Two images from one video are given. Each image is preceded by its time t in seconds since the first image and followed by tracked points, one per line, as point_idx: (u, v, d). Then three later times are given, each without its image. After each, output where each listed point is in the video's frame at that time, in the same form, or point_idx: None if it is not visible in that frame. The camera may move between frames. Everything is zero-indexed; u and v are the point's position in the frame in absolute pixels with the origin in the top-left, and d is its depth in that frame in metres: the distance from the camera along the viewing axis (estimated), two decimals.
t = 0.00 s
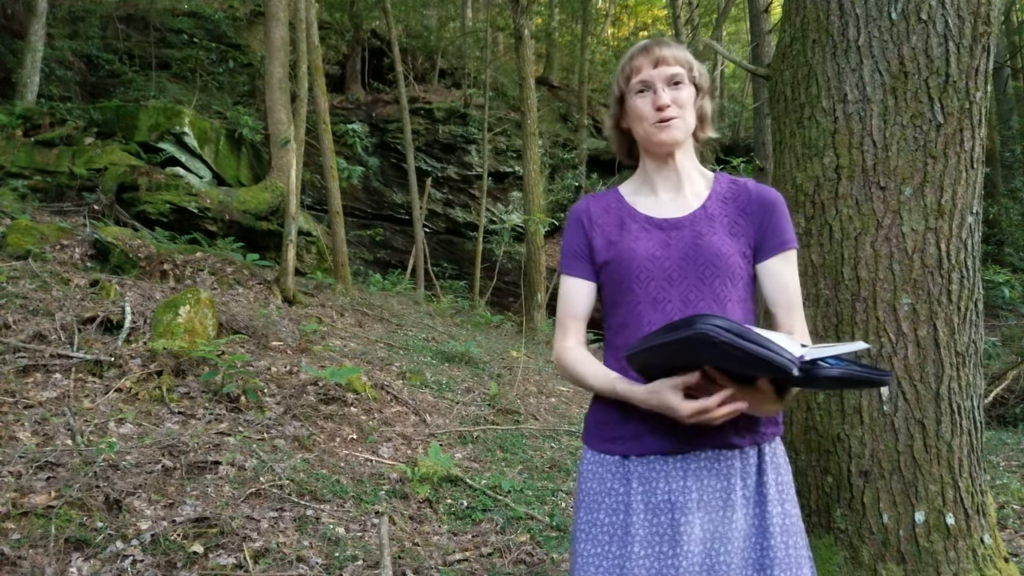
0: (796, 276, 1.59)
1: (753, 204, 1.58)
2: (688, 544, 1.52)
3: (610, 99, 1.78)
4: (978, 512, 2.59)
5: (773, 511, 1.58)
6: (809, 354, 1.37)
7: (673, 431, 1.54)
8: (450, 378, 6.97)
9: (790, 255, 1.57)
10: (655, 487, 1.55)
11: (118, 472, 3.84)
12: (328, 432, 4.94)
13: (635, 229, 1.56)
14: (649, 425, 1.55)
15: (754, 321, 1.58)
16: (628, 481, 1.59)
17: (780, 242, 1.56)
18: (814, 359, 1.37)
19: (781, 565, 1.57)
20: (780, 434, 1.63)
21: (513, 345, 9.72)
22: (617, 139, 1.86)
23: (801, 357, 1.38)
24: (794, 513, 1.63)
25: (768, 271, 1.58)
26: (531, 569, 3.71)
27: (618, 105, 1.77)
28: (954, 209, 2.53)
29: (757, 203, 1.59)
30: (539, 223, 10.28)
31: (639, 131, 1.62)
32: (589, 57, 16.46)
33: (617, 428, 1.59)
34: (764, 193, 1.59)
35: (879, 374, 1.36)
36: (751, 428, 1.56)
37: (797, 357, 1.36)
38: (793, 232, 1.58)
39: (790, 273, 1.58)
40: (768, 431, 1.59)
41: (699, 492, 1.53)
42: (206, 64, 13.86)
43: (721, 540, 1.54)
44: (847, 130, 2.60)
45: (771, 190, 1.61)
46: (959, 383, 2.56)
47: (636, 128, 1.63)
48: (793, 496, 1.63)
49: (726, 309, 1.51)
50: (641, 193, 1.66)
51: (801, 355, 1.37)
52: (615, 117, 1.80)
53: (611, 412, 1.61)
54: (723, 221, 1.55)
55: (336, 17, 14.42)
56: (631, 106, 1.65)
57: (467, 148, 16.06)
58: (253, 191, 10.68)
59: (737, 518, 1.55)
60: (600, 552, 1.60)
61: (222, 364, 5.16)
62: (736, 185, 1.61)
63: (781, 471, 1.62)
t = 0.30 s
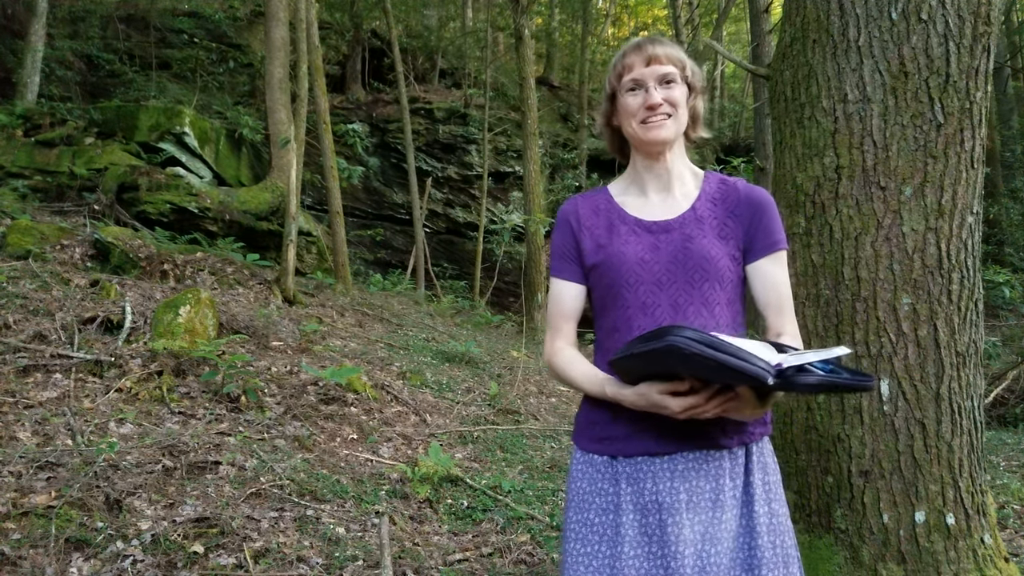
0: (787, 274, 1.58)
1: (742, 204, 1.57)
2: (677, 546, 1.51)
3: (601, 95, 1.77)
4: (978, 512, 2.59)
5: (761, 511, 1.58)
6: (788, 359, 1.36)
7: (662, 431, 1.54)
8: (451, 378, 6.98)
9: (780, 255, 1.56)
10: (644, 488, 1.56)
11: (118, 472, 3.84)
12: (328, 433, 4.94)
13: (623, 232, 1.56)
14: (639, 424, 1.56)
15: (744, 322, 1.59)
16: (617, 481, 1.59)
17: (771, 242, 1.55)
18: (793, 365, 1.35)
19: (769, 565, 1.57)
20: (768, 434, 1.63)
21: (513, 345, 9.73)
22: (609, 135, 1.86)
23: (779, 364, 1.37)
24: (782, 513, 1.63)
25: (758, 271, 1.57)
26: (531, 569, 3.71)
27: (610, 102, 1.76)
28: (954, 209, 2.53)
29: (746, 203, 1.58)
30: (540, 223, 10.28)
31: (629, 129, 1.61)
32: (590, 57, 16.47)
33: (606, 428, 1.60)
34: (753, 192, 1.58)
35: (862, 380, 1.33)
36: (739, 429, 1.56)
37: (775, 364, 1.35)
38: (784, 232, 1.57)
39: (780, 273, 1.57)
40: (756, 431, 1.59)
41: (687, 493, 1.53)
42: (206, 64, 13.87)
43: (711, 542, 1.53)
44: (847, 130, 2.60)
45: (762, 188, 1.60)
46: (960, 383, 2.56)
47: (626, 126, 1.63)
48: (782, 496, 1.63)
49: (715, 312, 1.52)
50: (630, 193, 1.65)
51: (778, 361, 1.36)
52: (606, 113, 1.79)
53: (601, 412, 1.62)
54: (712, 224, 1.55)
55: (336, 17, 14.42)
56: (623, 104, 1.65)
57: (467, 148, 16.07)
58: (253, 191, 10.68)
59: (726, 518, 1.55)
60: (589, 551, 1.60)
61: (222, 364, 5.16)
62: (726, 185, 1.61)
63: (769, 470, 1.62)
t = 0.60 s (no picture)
0: (783, 275, 1.57)
1: (737, 206, 1.57)
2: (675, 546, 1.51)
3: (597, 97, 1.77)
4: (978, 512, 2.59)
5: (759, 511, 1.58)
6: (778, 364, 1.36)
7: (660, 433, 1.54)
8: (451, 378, 6.98)
9: (777, 256, 1.56)
10: (642, 489, 1.56)
11: (118, 472, 3.84)
12: (328, 433, 4.94)
13: (618, 235, 1.56)
14: (635, 426, 1.56)
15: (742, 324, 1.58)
16: (616, 483, 1.59)
17: (766, 244, 1.55)
18: (782, 370, 1.35)
19: (767, 565, 1.57)
20: (765, 433, 1.63)
21: (513, 345, 9.72)
22: (606, 137, 1.86)
23: (768, 368, 1.36)
24: (780, 513, 1.63)
25: (754, 272, 1.56)
26: (531, 569, 3.71)
27: (606, 103, 1.76)
28: (955, 209, 2.53)
29: (741, 204, 1.57)
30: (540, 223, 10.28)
31: (626, 130, 1.60)
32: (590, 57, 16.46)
33: (602, 430, 1.60)
34: (748, 194, 1.58)
35: (854, 385, 1.32)
36: (736, 429, 1.56)
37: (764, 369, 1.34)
38: (779, 233, 1.56)
39: (777, 273, 1.56)
40: (753, 431, 1.59)
41: (684, 494, 1.53)
42: (206, 64, 13.88)
43: (709, 542, 1.53)
44: (848, 130, 2.60)
45: (757, 189, 1.59)
46: (960, 383, 2.56)
47: (622, 127, 1.62)
48: (780, 496, 1.63)
49: (711, 315, 1.52)
50: (626, 196, 1.65)
51: (768, 366, 1.36)
52: (602, 114, 1.79)
53: (597, 415, 1.62)
54: (707, 226, 1.55)
55: (336, 17, 14.42)
56: (618, 105, 1.64)
57: (467, 148, 16.07)
58: (253, 191, 10.68)
59: (724, 518, 1.55)
60: (588, 553, 1.60)
61: (223, 364, 5.16)
62: (721, 186, 1.60)
63: (766, 470, 1.62)
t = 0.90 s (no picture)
0: (785, 276, 1.57)
1: (739, 207, 1.57)
2: (678, 547, 1.51)
3: (599, 97, 1.77)
4: (978, 512, 2.59)
5: (762, 511, 1.59)
6: (782, 365, 1.36)
7: (665, 432, 1.54)
8: (452, 378, 6.99)
9: (778, 257, 1.56)
10: (645, 490, 1.56)
11: (119, 472, 3.84)
12: (329, 433, 4.94)
13: (620, 236, 1.56)
14: (638, 427, 1.56)
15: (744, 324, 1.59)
16: (619, 484, 1.59)
17: (768, 244, 1.55)
18: (786, 370, 1.35)
19: (770, 564, 1.57)
20: (768, 434, 1.64)
21: (513, 345, 9.72)
22: (607, 137, 1.86)
23: (771, 369, 1.37)
24: (782, 513, 1.63)
25: (756, 273, 1.56)
26: (532, 569, 3.71)
27: (607, 104, 1.76)
28: (955, 209, 2.53)
29: (743, 204, 1.57)
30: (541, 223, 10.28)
31: (628, 132, 1.60)
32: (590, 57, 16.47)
33: (605, 431, 1.60)
34: (749, 194, 1.58)
35: (857, 385, 1.32)
36: (739, 429, 1.56)
37: (769, 370, 1.35)
38: (781, 233, 1.56)
39: (779, 274, 1.56)
40: (756, 431, 1.59)
41: (688, 494, 1.53)
42: (206, 64, 13.89)
43: (713, 543, 1.53)
44: (848, 130, 2.60)
45: (758, 190, 1.59)
46: (961, 383, 2.56)
47: (624, 129, 1.62)
48: (782, 496, 1.63)
49: (713, 315, 1.52)
50: (626, 196, 1.65)
51: (772, 367, 1.36)
52: (603, 114, 1.79)
53: (599, 416, 1.62)
54: (709, 227, 1.55)
55: (336, 17, 14.42)
56: (620, 106, 1.64)
57: (468, 148, 16.07)
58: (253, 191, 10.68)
59: (727, 519, 1.55)
60: (591, 553, 1.60)
61: (223, 364, 5.17)
62: (722, 187, 1.61)
63: (768, 471, 1.63)
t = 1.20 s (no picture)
0: (789, 274, 1.57)
1: (742, 205, 1.57)
2: (684, 546, 1.51)
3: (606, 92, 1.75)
4: (978, 512, 2.59)
5: (767, 510, 1.59)
6: (787, 362, 1.36)
7: (669, 432, 1.54)
8: (452, 378, 6.99)
9: (782, 255, 1.55)
10: (650, 490, 1.56)
11: (119, 472, 3.84)
12: (329, 433, 4.94)
13: (623, 236, 1.56)
14: (643, 427, 1.56)
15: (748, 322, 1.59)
16: (625, 484, 1.60)
17: (772, 242, 1.54)
18: (791, 368, 1.35)
19: (775, 563, 1.58)
20: (774, 433, 1.64)
21: (513, 345, 9.72)
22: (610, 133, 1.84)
23: (777, 367, 1.37)
24: (788, 512, 1.63)
25: (760, 272, 1.56)
26: (532, 569, 3.71)
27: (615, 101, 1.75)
28: (955, 209, 2.53)
29: (745, 203, 1.57)
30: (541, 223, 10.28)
31: (635, 134, 1.60)
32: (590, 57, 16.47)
33: (610, 431, 1.60)
34: (753, 192, 1.58)
35: (862, 383, 1.32)
36: (744, 429, 1.56)
37: (775, 368, 1.35)
38: (784, 231, 1.56)
39: (783, 272, 1.56)
40: (761, 430, 1.59)
41: (694, 494, 1.52)
42: (206, 64, 13.90)
43: (719, 542, 1.53)
44: (848, 130, 2.60)
45: (761, 188, 1.59)
46: (961, 383, 2.56)
47: (631, 130, 1.61)
48: (788, 495, 1.63)
49: (717, 314, 1.52)
50: (629, 196, 1.65)
51: (777, 365, 1.36)
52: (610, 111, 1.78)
53: (604, 416, 1.62)
54: (712, 225, 1.55)
55: (337, 17, 14.42)
56: (629, 106, 1.63)
57: (468, 148, 16.07)
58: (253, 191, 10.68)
59: (732, 518, 1.55)
60: (597, 553, 1.60)
61: (223, 364, 5.17)
62: (725, 186, 1.61)
63: (774, 470, 1.63)
